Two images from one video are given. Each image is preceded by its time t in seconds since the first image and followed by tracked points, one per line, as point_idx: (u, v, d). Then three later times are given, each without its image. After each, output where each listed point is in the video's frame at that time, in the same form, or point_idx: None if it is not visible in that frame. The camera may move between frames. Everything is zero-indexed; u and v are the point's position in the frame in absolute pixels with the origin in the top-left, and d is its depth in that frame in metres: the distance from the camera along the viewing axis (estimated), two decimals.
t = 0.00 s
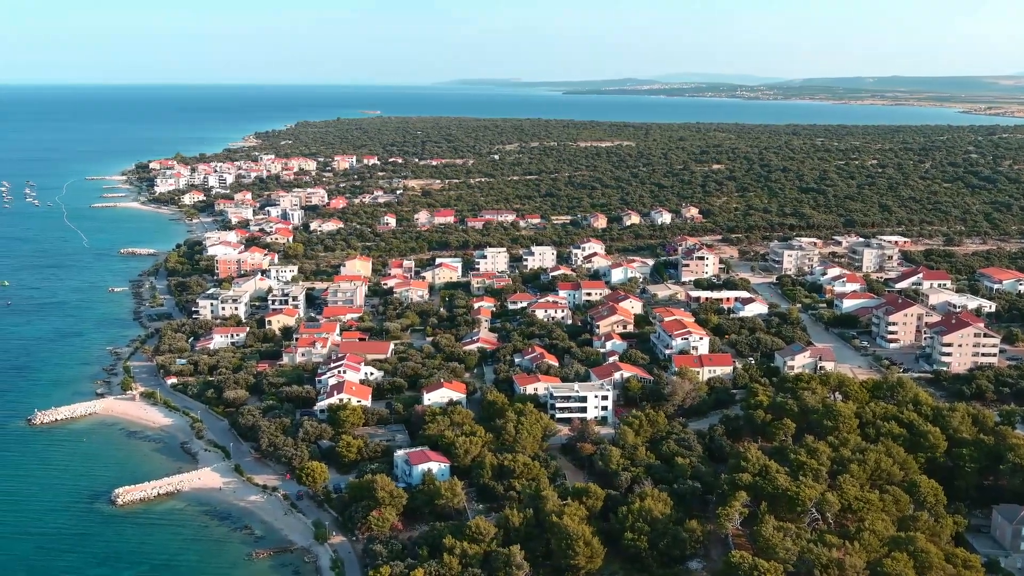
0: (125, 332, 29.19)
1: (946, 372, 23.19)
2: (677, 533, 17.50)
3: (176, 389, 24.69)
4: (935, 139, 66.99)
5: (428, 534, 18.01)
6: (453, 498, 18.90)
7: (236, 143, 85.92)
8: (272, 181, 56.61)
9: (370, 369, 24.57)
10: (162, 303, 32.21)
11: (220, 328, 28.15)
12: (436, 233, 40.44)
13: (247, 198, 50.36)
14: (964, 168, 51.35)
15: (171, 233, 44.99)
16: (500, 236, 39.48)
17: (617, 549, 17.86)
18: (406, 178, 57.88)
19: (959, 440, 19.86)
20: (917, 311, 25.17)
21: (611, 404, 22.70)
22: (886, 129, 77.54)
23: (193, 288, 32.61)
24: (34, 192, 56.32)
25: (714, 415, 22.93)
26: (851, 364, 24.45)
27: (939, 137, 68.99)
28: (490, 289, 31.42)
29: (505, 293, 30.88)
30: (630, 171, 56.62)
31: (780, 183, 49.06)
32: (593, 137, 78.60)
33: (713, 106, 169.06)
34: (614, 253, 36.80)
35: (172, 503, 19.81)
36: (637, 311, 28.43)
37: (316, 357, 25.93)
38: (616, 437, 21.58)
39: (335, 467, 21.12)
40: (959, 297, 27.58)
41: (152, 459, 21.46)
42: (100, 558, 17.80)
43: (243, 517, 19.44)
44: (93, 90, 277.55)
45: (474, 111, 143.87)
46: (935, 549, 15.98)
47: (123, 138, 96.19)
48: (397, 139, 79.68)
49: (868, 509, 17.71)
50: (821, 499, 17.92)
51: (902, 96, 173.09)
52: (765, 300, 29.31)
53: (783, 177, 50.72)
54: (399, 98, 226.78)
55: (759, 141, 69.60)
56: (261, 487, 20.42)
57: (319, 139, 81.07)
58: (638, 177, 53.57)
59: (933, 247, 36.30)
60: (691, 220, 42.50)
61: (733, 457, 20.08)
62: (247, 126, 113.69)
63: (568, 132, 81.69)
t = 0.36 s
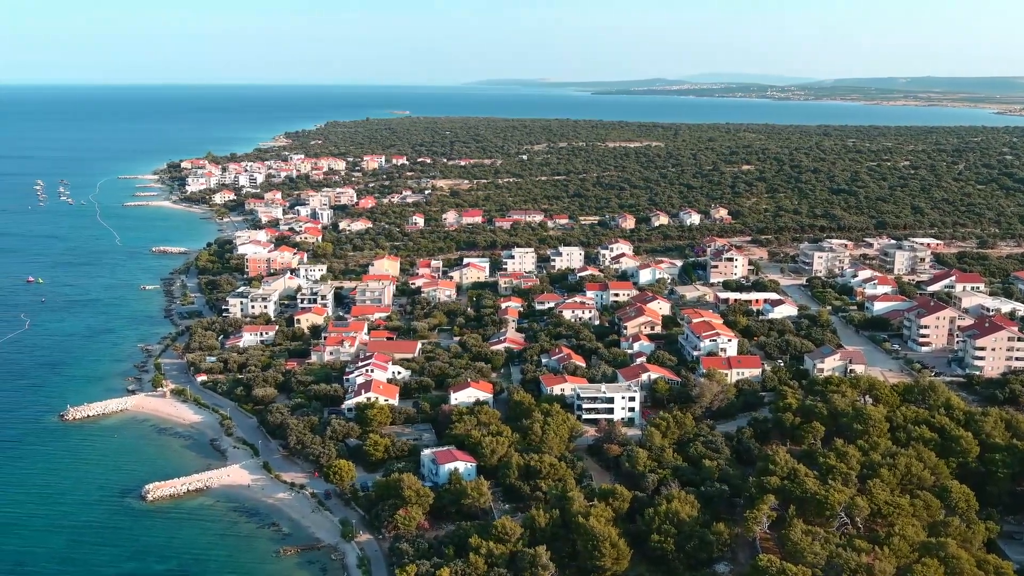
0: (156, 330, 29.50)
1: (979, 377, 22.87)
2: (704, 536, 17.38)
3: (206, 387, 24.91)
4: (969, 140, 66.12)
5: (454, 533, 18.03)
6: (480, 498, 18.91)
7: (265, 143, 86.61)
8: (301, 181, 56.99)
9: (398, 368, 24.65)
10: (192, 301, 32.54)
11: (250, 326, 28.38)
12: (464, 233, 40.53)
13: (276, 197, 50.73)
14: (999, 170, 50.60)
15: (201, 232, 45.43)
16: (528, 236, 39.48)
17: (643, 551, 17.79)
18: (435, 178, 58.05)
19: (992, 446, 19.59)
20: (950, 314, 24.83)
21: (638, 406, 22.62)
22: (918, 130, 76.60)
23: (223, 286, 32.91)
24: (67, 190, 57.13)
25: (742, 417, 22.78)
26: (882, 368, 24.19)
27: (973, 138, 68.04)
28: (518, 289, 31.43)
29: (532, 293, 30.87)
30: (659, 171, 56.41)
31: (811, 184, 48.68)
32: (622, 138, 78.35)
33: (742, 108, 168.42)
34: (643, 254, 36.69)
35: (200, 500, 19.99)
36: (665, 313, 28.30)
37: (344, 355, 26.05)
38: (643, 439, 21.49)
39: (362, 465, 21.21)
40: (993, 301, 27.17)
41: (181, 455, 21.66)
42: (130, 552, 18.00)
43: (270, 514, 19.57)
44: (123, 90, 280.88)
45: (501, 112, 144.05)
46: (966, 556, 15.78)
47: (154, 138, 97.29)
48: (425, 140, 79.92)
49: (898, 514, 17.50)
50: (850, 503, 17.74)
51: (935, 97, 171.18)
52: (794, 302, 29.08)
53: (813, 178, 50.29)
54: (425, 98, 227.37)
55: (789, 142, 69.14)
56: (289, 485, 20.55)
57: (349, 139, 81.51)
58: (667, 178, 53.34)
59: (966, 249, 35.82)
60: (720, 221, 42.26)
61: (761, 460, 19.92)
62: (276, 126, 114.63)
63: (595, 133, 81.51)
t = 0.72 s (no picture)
0: (188, 328, 29.81)
1: (1014, 381, 22.52)
2: (732, 539, 17.26)
3: (236, 384, 25.15)
4: (1005, 142, 65.16)
5: (481, 533, 18.07)
6: (507, 498, 18.91)
7: (295, 143, 87.25)
8: (332, 181, 57.37)
9: (426, 368, 24.74)
10: (223, 299, 32.86)
11: (280, 325, 28.61)
12: (493, 233, 40.61)
13: (307, 196, 51.08)
14: None
15: (232, 231, 45.88)
16: (557, 237, 39.47)
17: (671, 554, 17.69)
18: (464, 178, 58.22)
19: None
20: (984, 318, 24.49)
21: (666, 407, 22.52)
22: (953, 131, 75.60)
23: (254, 284, 33.18)
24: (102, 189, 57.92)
25: (772, 420, 22.61)
26: (914, 372, 23.90)
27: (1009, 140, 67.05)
28: (546, 289, 31.44)
29: (560, 294, 30.87)
30: (689, 172, 56.19)
31: (843, 185, 48.24)
32: (651, 138, 78.10)
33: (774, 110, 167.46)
34: (672, 255, 36.56)
35: (230, 496, 20.17)
36: (693, 314, 28.18)
37: (373, 354, 26.17)
38: (671, 441, 21.40)
39: (390, 464, 21.29)
40: None
41: (212, 452, 21.87)
42: (162, 547, 18.19)
43: (298, 511, 19.70)
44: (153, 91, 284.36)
45: (530, 113, 144.11)
46: (1000, 563, 15.56)
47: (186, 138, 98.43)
48: (454, 140, 80.13)
49: (930, 519, 17.29)
50: (881, 508, 17.54)
51: (969, 98, 169.14)
52: (825, 305, 28.85)
53: (846, 179, 49.84)
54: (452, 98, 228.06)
55: (821, 143, 68.52)
56: (317, 483, 20.67)
57: (379, 139, 81.90)
58: (698, 179, 53.10)
59: (1001, 252, 35.31)
60: (751, 222, 42.02)
61: (791, 463, 19.76)
62: (305, 126, 115.50)
63: (624, 134, 81.29)
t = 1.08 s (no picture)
0: (222, 325, 30.15)
1: None
2: (764, 543, 17.10)
3: (269, 382, 25.37)
4: None
5: (511, 533, 18.06)
6: (537, 498, 18.91)
7: (328, 143, 87.89)
8: (365, 180, 57.70)
9: (457, 367, 24.82)
10: (257, 297, 33.15)
11: (313, 323, 28.82)
12: (525, 233, 40.66)
13: (340, 195, 51.43)
14: None
15: (266, 229, 46.33)
16: (589, 237, 39.43)
17: (702, 557, 17.58)
18: (496, 178, 58.36)
19: None
20: None
21: (698, 409, 22.40)
22: (992, 133, 74.46)
23: (287, 283, 33.46)
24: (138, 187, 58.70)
25: (805, 423, 22.41)
26: (951, 376, 23.57)
27: None
28: (578, 290, 31.42)
29: (592, 295, 30.84)
30: (723, 173, 55.88)
31: (879, 187, 47.72)
32: (685, 139, 77.74)
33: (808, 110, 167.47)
34: (705, 256, 36.40)
35: (262, 493, 20.33)
36: (726, 316, 28.01)
37: (405, 354, 26.28)
38: (703, 443, 21.28)
39: (421, 463, 21.37)
40: None
41: (245, 448, 22.07)
42: (194, 542, 18.36)
43: (329, 508, 19.81)
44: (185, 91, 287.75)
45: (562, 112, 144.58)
46: None
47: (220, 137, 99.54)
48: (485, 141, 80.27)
49: (966, 526, 17.03)
50: (916, 514, 17.31)
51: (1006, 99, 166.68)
52: (860, 308, 28.55)
53: (883, 181, 49.27)
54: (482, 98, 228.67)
55: (857, 144, 67.77)
56: (348, 481, 20.79)
57: (412, 139, 82.27)
58: (732, 180, 52.79)
59: None
60: (785, 223, 41.72)
61: (824, 467, 19.57)
62: (337, 125, 116.35)
63: (656, 134, 80.99)
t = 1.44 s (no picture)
0: (260, 323, 30.48)
1: None
2: (800, 548, 16.90)
3: (306, 379, 25.60)
4: None
5: (545, 534, 18.03)
6: (571, 499, 18.86)
7: (364, 143, 88.51)
8: (402, 180, 58.01)
9: (492, 367, 24.88)
10: (295, 296, 33.46)
11: (349, 322, 29.06)
12: (561, 234, 40.66)
13: (377, 195, 51.77)
14: None
15: (304, 228, 46.77)
16: (625, 238, 39.35)
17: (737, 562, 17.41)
18: (533, 178, 58.42)
19: None
20: None
21: (734, 412, 22.24)
22: None
23: (324, 282, 33.74)
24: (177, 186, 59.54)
25: (843, 428, 22.14)
26: (994, 382, 23.15)
27: None
28: (613, 291, 31.39)
29: (628, 296, 30.77)
30: (761, 175, 55.47)
31: (922, 189, 47.04)
32: (723, 140, 77.21)
33: (853, 108, 168.82)
34: (743, 258, 36.18)
35: (298, 490, 20.50)
36: (763, 319, 27.80)
37: (440, 353, 26.38)
38: (739, 447, 21.10)
39: (455, 462, 21.42)
40: None
41: (281, 445, 22.27)
42: (230, 538, 18.53)
43: (364, 506, 19.92)
44: (221, 91, 291.38)
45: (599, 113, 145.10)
46: None
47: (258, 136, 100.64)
48: (521, 141, 80.32)
49: (1008, 535, 16.72)
50: (956, 521, 17.02)
51: None
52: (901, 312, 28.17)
53: (925, 183, 48.59)
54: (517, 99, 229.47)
55: (899, 146, 66.82)
56: (383, 479, 20.89)
57: (450, 140, 82.54)
58: (770, 181, 52.38)
59: None
60: (824, 226, 41.31)
61: (862, 473, 19.32)
62: (372, 125, 117.19)
63: (693, 135, 80.54)
